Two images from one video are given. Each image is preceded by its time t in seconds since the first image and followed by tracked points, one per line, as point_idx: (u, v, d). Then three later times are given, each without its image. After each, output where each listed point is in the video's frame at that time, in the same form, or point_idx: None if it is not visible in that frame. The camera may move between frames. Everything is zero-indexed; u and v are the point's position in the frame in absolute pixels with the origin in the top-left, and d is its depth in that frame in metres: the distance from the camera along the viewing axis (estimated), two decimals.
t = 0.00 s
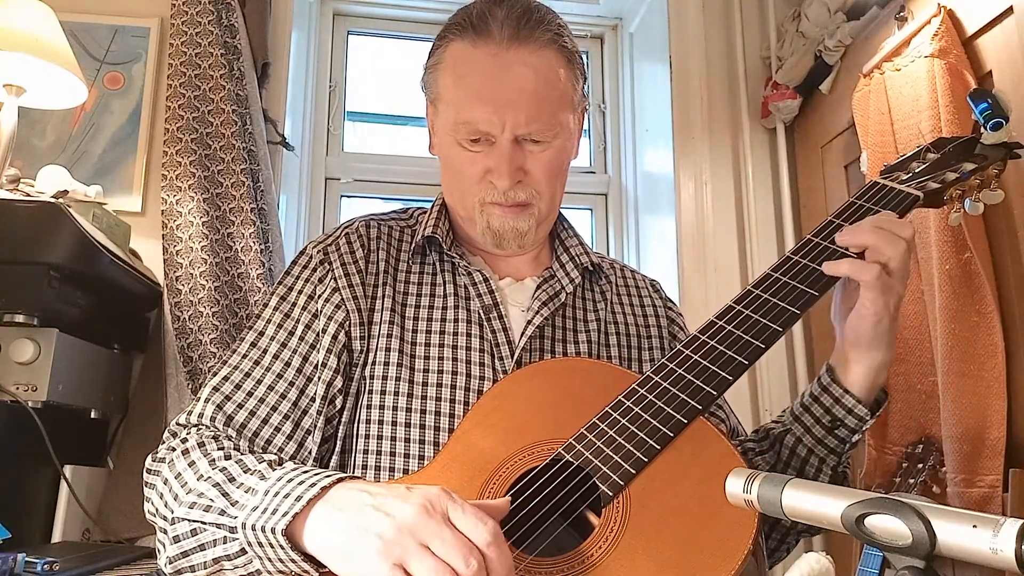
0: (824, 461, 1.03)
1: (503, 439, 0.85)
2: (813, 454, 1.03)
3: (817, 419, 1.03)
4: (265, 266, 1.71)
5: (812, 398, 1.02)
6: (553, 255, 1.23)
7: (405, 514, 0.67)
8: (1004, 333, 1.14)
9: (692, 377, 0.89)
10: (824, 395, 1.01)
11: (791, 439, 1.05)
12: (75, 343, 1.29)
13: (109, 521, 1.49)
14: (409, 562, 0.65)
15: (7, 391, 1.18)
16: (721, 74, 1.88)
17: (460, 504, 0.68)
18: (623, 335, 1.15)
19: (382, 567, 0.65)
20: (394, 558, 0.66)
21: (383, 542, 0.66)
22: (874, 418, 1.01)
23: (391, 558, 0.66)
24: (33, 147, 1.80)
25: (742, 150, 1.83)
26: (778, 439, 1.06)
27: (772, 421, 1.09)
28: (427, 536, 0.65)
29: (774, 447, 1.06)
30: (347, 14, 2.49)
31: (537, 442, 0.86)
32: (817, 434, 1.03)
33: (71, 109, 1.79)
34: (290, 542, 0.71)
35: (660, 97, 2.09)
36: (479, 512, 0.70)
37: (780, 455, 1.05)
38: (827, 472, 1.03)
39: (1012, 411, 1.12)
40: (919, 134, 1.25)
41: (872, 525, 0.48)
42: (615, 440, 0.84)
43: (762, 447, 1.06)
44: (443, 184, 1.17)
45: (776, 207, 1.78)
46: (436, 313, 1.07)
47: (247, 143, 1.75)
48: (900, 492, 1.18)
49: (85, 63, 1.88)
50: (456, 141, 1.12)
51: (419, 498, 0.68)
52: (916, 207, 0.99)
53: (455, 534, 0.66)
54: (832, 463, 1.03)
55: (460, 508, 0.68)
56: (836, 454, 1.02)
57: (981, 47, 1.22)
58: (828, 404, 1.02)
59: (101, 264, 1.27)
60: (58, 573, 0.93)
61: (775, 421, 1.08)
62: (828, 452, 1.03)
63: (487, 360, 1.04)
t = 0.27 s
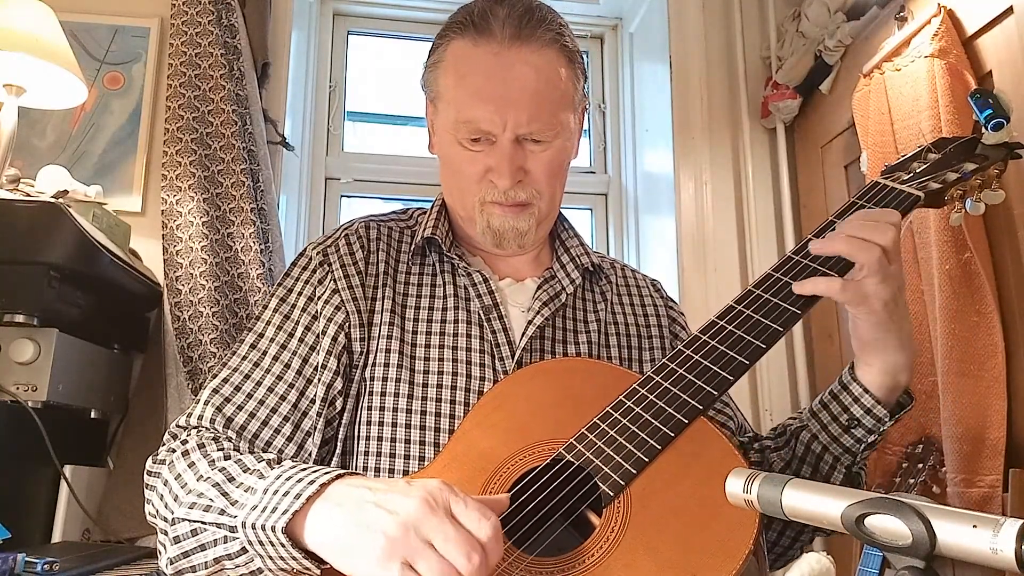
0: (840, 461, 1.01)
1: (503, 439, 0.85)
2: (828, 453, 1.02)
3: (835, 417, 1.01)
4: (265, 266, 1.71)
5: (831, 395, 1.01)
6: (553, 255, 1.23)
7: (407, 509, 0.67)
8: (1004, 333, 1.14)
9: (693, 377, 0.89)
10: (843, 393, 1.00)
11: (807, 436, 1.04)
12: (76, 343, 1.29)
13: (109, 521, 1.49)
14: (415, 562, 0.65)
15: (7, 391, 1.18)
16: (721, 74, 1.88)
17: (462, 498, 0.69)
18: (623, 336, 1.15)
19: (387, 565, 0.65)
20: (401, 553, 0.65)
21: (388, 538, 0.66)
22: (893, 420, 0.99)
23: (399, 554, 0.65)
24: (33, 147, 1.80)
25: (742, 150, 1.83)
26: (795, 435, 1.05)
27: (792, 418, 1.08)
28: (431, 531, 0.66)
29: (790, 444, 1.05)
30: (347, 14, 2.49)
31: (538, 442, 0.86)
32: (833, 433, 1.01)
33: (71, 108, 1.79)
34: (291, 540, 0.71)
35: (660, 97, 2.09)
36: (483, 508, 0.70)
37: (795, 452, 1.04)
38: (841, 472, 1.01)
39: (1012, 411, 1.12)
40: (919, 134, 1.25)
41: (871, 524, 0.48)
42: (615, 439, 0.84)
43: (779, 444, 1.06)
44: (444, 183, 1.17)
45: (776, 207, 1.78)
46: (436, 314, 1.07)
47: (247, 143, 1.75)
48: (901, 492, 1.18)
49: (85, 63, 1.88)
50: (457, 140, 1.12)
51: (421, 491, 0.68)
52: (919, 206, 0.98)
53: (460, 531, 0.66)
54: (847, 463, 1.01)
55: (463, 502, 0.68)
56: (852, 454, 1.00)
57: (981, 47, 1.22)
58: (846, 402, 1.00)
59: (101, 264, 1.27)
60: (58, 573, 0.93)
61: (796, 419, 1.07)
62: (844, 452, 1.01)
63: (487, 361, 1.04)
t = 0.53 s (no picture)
0: (843, 462, 1.01)
1: (505, 440, 0.85)
2: (832, 455, 1.02)
3: (838, 418, 1.01)
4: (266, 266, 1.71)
5: (834, 397, 1.01)
6: (556, 257, 1.23)
7: (406, 515, 0.67)
8: (1004, 333, 1.14)
9: (693, 378, 0.89)
10: (846, 395, 0.99)
11: (810, 438, 1.03)
12: (75, 343, 1.29)
13: (109, 521, 1.49)
14: (412, 563, 0.65)
15: (7, 391, 1.18)
16: (721, 74, 1.88)
17: (463, 506, 0.69)
18: (625, 337, 1.15)
19: (385, 568, 0.65)
20: (399, 559, 0.65)
21: (387, 544, 0.66)
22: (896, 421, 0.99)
23: (396, 559, 0.65)
24: (33, 147, 1.80)
25: (742, 150, 1.83)
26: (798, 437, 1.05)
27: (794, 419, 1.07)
28: (429, 535, 0.65)
29: (794, 447, 1.04)
30: (347, 14, 2.49)
31: (539, 442, 0.86)
32: (837, 434, 1.01)
33: (70, 108, 1.79)
34: (290, 544, 0.71)
35: (660, 97, 2.09)
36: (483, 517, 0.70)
37: (798, 454, 1.03)
38: (845, 474, 1.01)
39: (1013, 411, 1.12)
40: (919, 134, 1.25)
41: (871, 524, 0.48)
42: (615, 439, 0.84)
43: (782, 446, 1.05)
44: (446, 185, 1.17)
45: (776, 207, 1.78)
46: (439, 315, 1.07)
47: (247, 143, 1.75)
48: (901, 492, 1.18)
49: (84, 63, 1.88)
50: (456, 142, 1.12)
51: (420, 497, 0.68)
52: (923, 206, 1.00)
53: (457, 532, 0.66)
54: (851, 465, 1.00)
55: (463, 510, 0.68)
56: (855, 456, 1.00)
57: (981, 47, 1.22)
58: (850, 404, 1.00)
59: (101, 264, 1.27)
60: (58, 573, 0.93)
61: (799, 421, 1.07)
62: (847, 453, 1.01)
63: (489, 362, 1.04)
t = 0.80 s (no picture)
0: (846, 466, 1.00)
1: (506, 439, 0.85)
2: (834, 459, 1.01)
3: (840, 421, 1.01)
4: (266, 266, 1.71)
5: (835, 399, 1.01)
6: (559, 258, 1.23)
7: (401, 522, 0.67)
8: (1004, 333, 1.14)
9: (693, 377, 0.89)
10: (847, 397, 0.99)
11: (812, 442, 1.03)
12: (76, 343, 1.29)
13: (109, 522, 1.49)
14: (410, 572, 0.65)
15: (7, 391, 1.18)
16: (721, 74, 1.88)
17: (458, 509, 0.69)
18: (627, 339, 1.15)
19: None
20: (395, 567, 0.66)
21: (382, 553, 0.66)
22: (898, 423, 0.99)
23: (393, 567, 0.65)
24: (33, 147, 1.80)
25: (742, 150, 1.83)
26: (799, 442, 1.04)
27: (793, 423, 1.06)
28: (425, 543, 0.66)
29: (793, 451, 1.03)
30: (347, 14, 2.49)
31: (540, 442, 0.86)
32: (838, 437, 1.01)
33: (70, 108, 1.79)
34: (289, 554, 0.71)
35: (660, 97, 2.09)
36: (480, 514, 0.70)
37: (799, 458, 1.03)
38: (847, 477, 1.00)
39: (1012, 411, 1.12)
40: (919, 135, 1.25)
41: (871, 524, 0.48)
42: (615, 439, 0.84)
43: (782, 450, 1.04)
44: (451, 185, 1.17)
45: (776, 207, 1.78)
46: (441, 315, 1.07)
47: (247, 143, 1.75)
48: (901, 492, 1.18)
49: (85, 63, 1.88)
50: (464, 142, 1.12)
51: (415, 503, 0.68)
52: (921, 208, 1.00)
53: (453, 542, 0.66)
54: (854, 468, 1.00)
55: (459, 512, 0.68)
56: (858, 458, 1.00)
57: (981, 47, 1.22)
58: (850, 406, 1.00)
59: (101, 264, 1.27)
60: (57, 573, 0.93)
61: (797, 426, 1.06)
62: (849, 456, 1.00)
63: (490, 363, 1.04)
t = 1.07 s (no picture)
0: (860, 465, 0.99)
1: (506, 439, 0.85)
2: (848, 458, 1.00)
3: (855, 420, 0.99)
4: (266, 266, 1.71)
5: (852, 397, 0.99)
6: (561, 258, 1.23)
7: (407, 522, 0.67)
8: (1004, 333, 1.14)
9: (693, 378, 0.89)
10: (863, 395, 0.98)
11: (827, 440, 1.02)
12: (76, 343, 1.29)
13: (109, 521, 1.49)
14: (417, 571, 0.65)
15: (7, 391, 1.18)
16: (721, 74, 1.88)
17: (463, 508, 0.69)
18: (628, 339, 1.16)
19: None
20: (404, 567, 0.65)
21: (389, 554, 0.66)
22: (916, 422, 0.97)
23: (400, 569, 0.65)
24: (33, 147, 1.80)
25: (742, 150, 1.83)
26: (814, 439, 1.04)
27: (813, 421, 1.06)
28: (432, 540, 0.66)
29: (809, 447, 1.03)
30: (347, 14, 2.49)
31: (540, 442, 0.86)
32: (854, 436, 0.99)
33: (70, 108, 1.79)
34: (294, 560, 0.71)
35: (660, 97, 2.09)
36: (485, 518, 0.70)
37: (813, 455, 1.03)
38: (862, 477, 0.99)
39: (1012, 411, 1.12)
40: (919, 135, 1.25)
41: (871, 524, 0.48)
42: (615, 440, 0.84)
43: (797, 447, 1.05)
44: (454, 186, 1.17)
45: (776, 207, 1.78)
46: (442, 315, 1.07)
47: (247, 143, 1.75)
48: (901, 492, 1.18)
49: (84, 63, 1.88)
50: (467, 142, 1.11)
51: (419, 503, 0.68)
52: (920, 210, 1.00)
53: (460, 534, 0.66)
54: (868, 467, 0.99)
55: (464, 513, 0.69)
56: (872, 458, 0.99)
57: (981, 47, 1.22)
58: (867, 404, 0.98)
59: (101, 264, 1.27)
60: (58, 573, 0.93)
61: (814, 423, 1.06)
62: (864, 455, 0.99)
63: (491, 364, 1.04)
